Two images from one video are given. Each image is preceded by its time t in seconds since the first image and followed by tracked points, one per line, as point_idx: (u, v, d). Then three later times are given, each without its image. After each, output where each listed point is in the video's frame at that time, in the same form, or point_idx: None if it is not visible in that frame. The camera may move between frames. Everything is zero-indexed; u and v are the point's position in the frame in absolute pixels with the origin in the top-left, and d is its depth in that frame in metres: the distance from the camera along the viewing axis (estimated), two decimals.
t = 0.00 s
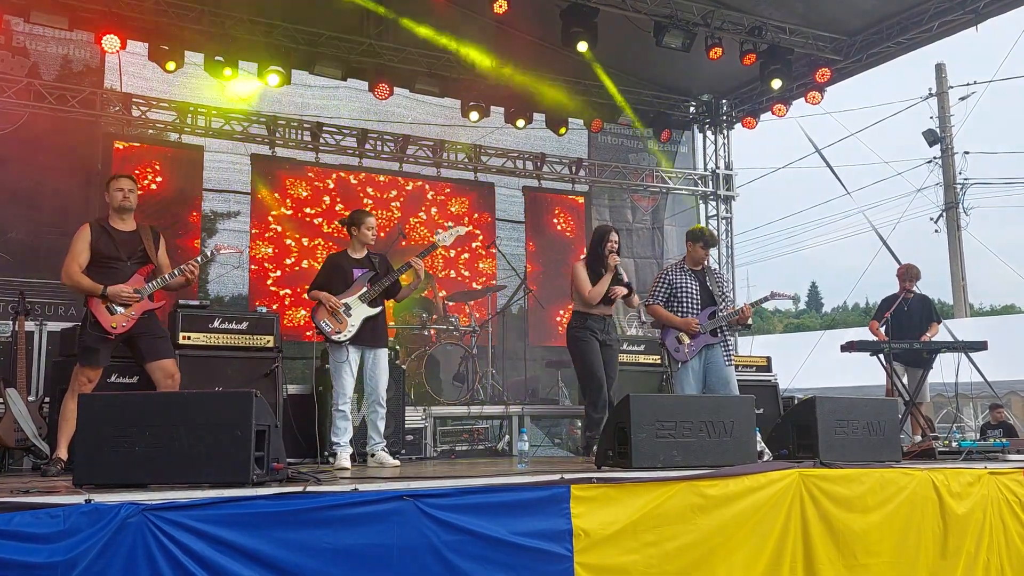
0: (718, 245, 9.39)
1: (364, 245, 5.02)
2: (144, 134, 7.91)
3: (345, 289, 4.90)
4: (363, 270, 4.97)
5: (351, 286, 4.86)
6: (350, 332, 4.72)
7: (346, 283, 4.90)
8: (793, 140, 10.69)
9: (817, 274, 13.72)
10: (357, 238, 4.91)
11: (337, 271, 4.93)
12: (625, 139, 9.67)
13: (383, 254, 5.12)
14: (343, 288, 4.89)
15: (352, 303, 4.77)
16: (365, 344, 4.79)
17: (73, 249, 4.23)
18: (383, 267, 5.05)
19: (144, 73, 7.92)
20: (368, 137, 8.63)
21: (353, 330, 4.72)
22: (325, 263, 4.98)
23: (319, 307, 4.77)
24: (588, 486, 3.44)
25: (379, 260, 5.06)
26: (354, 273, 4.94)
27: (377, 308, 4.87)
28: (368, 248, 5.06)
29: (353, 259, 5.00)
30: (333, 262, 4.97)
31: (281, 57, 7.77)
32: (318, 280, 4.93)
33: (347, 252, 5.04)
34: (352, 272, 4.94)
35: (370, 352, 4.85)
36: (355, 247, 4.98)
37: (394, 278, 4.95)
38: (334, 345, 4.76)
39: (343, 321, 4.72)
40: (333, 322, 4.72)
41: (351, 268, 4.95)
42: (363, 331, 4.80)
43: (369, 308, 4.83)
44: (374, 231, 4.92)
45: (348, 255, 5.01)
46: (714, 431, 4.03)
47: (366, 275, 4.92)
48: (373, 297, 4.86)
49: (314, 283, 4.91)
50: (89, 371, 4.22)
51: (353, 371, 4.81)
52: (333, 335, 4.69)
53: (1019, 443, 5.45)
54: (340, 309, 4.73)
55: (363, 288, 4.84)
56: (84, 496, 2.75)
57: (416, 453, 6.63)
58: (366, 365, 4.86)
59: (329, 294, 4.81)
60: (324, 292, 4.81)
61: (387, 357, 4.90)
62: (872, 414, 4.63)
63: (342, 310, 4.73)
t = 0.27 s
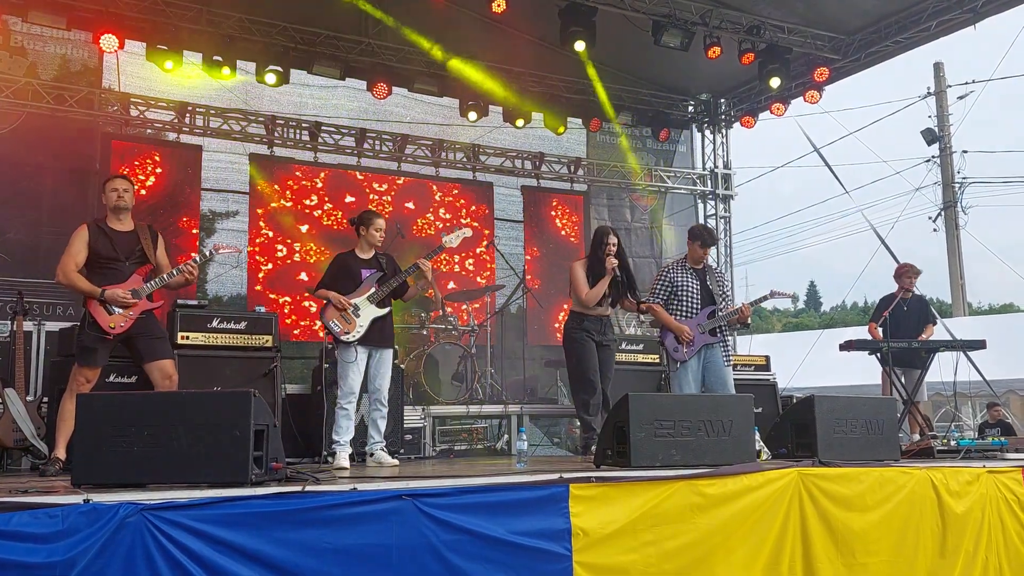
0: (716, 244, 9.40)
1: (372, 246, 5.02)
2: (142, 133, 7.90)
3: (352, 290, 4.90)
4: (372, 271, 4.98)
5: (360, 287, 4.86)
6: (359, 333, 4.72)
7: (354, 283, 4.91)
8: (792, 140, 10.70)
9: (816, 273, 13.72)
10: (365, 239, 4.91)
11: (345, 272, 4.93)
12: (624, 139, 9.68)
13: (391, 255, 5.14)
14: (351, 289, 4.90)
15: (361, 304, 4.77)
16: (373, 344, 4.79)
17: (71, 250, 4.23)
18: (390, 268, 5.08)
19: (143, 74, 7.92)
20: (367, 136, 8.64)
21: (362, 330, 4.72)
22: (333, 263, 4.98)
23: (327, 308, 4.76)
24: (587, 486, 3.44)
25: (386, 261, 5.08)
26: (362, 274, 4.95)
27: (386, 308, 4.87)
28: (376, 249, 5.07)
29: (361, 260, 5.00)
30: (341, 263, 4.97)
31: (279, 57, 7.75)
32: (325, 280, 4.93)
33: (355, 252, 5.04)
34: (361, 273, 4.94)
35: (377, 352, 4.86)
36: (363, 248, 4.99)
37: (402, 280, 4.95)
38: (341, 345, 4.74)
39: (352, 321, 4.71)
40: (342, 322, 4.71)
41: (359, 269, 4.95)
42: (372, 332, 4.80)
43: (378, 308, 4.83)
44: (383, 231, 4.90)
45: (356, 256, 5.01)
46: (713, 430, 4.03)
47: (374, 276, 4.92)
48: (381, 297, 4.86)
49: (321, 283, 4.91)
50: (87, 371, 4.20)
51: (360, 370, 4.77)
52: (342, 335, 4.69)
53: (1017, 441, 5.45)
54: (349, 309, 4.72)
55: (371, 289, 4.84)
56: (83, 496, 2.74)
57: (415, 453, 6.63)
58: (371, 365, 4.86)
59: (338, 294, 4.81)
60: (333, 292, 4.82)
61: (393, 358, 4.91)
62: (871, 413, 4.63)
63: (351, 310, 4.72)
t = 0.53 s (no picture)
0: (715, 244, 9.41)
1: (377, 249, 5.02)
2: (140, 134, 7.90)
3: (358, 293, 4.90)
4: (378, 273, 4.99)
5: (366, 290, 4.86)
6: (365, 335, 4.72)
7: (359, 286, 4.91)
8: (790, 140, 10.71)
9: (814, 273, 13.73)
10: (369, 243, 4.90)
11: (351, 276, 4.94)
12: (622, 139, 9.69)
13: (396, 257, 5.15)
14: (357, 292, 4.90)
15: (366, 306, 4.77)
16: (379, 346, 4.79)
17: (69, 251, 4.23)
18: (395, 271, 5.07)
19: (141, 74, 7.92)
20: (365, 137, 8.65)
21: (368, 332, 4.72)
22: (339, 267, 4.99)
23: (334, 311, 4.78)
24: (586, 486, 3.44)
25: (392, 264, 5.08)
26: (369, 277, 4.95)
27: (391, 310, 4.87)
28: (381, 252, 5.06)
29: (367, 263, 5.01)
30: (347, 266, 4.98)
31: (276, 57, 7.71)
32: (331, 284, 4.94)
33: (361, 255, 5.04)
34: (367, 275, 4.95)
35: (383, 355, 4.84)
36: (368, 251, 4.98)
37: (409, 281, 4.93)
38: (347, 347, 4.74)
39: (358, 323, 4.72)
40: (348, 324, 4.73)
41: (365, 272, 4.96)
42: (378, 331, 4.80)
43: (384, 310, 4.83)
44: (385, 235, 4.89)
45: (362, 259, 5.01)
46: (713, 429, 4.04)
47: (380, 278, 4.92)
48: (387, 300, 4.85)
49: (327, 286, 4.92)
50: (86, 371, 4.20)
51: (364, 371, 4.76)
52: (349, 337, 4.71)
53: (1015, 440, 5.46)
54: (356, 311, 4.73)
55: (377, 291, 4.84)
56: (81, 497, 2.74)
57: (414, 453, 6.63)
58: (375, 367, 4.85)
59: (344, 296, 4.82)
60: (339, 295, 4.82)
61: (396, 360, 4.90)
62: (870, 413, 4.64)
63: (357, 312, 4.73)
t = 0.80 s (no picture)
0: (713, 243, 9.41)
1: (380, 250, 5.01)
2: (139, 134, 7.89)
3: (358, 293, 4.91)
4: (380, 273, 4.99)
5: (367, 290, 4.86)
6: (365, 335, 4.72)
7: (361, 287, 4.91)
8: (789, 139, 10.71)
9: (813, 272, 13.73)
10: (369, 244, 4.90)
11: (353, 276, 4.94)
12: (621, 139, 9.71)
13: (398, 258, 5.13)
14: (358, 292, 4.91)
15: (367, 306, 4.77)
16: (380, 346, 4.79)
17: (69, 252, 4.23)
18: (398, 271, 5.05)
19: (139, 74, 7.92)
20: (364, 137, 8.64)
21: (368, 332, 4.72)
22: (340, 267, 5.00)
23: (335, 311, 4.79)
24: (585, 485, 3.44)
25: (394, 264, 5.08)
26: (370, 277, 4.95)
27: (392, 311, 4.86)
28: (383, 253, 5.06)
29: (369, 263, 5.01)
30: (349, 266, 4.98)
31: (274, 57, 7.68)
32: (332, 284, 4.94)
33: (363, 255, 5.04)
34: (369, 276, 4.95)
35: (383, 355, 4.84)
36: (370, 251, 4.98)
37: (410, 282, 4.94)
38: (347, 346, 4.75)
39: (358, 323, 4.72)
40: (349, 324, 4.72)
41: (367, 272, 4.96)
42: (378, 331, 4.79)
43: (384, 310, 4.83)
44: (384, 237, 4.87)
45: (364, 259, 5.02)
46: (711, 429, 4.04)
47: (381, 279, 4.92)
48: (387, 300, 4.85)
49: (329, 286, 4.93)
50: (85, 372, 4.20)
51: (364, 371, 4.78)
52: (349, 337, 4.70)
53: (1014, 439, 5.47)
54: (356, 311, 4.73)
55: (378, 292, 4.85)
56: (81, 497, 2.74)
57: (413, 453, 6.63)
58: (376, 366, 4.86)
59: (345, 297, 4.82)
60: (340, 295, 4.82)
61: (397, 360, 4.90)
62: (869, 412, 4.64)
63: (357, 312, 4.73)
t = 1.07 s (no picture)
0: (712, 243, 9.42)
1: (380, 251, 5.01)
2: (139, 134, 7.88)
3: (357, 293, 4.91)
4: (379, 275, 4.99)
5: (365, 291, 4.86)
6: (362, 335, 4.73)
7: (360, 287, 4.92)
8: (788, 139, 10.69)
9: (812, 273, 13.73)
10: (369, 245, 4.90)
11: (352, 275, 4.95)
12: (620, 139, 9.71)
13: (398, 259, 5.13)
14: (357, 293, 4.91)
15: (365, 307, 4.78)
16: (376, 346, 4.79)
17: (68, 252, 4.23)
18: (397, 272, 5.06)
19: (139, 75, 7.90)
20: (364, 137, 8.62)
21: (365, 333, 4.73)
22: (340, 266, 5.00)
23: (332, 310, 4.76)
24: (584, 486, 3.44)
25: (394, 265, 5.08)
26: (369, 277, 4.96)
27: (389, 313, 4.86)
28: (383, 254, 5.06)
29: (368, 264, 5.02)
30: (348, 267, 4.98)
31: (275, 58, 7.68)
32: (331, 283, 4.95)
33: (363, 256, 5.04)
34: (368, 277, 4.96)
35: (380, 355, 4.84)
36: (370, 252, 4.98)
37: (410, 284, 4.96)
38: (344, 347, 4.75)
39: (355, 323, 4.73)
40: (346, 324, 4.72)
41: (367, 273, 4.97)
42: (375, 334, 4.80)
43: (382, 311, 4.83)
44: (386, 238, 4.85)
45: (363, 259, 5.02)
46: (710, 429, 4.04)
47: (380, 280, 4.92)
48: (386, 301, 4.86)
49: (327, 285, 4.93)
50: (84, 372, 4.18)
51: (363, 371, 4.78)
52: (345, 337, 4.70)
53: (1013, 439, 5.47)
54: (354, 311, 4.73)
55: (376, 293, 4.85)
56: (80, 498, 2.74)
57: (412, 454, 6.62)
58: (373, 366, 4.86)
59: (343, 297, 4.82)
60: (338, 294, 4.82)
61: (395, 361, 4.90)
62: (867, 412, 4.64)
63: (355, 313, 4.73)
